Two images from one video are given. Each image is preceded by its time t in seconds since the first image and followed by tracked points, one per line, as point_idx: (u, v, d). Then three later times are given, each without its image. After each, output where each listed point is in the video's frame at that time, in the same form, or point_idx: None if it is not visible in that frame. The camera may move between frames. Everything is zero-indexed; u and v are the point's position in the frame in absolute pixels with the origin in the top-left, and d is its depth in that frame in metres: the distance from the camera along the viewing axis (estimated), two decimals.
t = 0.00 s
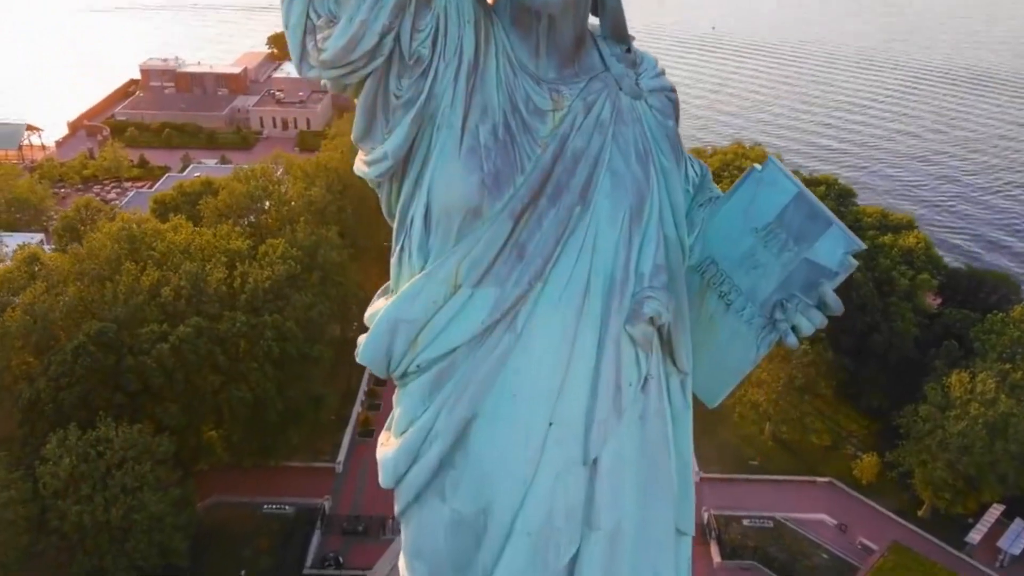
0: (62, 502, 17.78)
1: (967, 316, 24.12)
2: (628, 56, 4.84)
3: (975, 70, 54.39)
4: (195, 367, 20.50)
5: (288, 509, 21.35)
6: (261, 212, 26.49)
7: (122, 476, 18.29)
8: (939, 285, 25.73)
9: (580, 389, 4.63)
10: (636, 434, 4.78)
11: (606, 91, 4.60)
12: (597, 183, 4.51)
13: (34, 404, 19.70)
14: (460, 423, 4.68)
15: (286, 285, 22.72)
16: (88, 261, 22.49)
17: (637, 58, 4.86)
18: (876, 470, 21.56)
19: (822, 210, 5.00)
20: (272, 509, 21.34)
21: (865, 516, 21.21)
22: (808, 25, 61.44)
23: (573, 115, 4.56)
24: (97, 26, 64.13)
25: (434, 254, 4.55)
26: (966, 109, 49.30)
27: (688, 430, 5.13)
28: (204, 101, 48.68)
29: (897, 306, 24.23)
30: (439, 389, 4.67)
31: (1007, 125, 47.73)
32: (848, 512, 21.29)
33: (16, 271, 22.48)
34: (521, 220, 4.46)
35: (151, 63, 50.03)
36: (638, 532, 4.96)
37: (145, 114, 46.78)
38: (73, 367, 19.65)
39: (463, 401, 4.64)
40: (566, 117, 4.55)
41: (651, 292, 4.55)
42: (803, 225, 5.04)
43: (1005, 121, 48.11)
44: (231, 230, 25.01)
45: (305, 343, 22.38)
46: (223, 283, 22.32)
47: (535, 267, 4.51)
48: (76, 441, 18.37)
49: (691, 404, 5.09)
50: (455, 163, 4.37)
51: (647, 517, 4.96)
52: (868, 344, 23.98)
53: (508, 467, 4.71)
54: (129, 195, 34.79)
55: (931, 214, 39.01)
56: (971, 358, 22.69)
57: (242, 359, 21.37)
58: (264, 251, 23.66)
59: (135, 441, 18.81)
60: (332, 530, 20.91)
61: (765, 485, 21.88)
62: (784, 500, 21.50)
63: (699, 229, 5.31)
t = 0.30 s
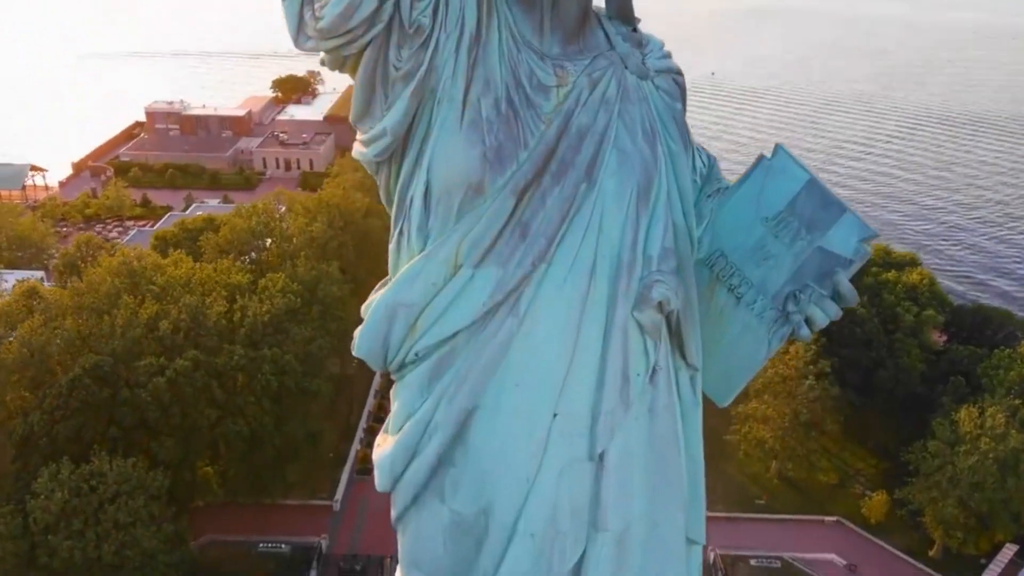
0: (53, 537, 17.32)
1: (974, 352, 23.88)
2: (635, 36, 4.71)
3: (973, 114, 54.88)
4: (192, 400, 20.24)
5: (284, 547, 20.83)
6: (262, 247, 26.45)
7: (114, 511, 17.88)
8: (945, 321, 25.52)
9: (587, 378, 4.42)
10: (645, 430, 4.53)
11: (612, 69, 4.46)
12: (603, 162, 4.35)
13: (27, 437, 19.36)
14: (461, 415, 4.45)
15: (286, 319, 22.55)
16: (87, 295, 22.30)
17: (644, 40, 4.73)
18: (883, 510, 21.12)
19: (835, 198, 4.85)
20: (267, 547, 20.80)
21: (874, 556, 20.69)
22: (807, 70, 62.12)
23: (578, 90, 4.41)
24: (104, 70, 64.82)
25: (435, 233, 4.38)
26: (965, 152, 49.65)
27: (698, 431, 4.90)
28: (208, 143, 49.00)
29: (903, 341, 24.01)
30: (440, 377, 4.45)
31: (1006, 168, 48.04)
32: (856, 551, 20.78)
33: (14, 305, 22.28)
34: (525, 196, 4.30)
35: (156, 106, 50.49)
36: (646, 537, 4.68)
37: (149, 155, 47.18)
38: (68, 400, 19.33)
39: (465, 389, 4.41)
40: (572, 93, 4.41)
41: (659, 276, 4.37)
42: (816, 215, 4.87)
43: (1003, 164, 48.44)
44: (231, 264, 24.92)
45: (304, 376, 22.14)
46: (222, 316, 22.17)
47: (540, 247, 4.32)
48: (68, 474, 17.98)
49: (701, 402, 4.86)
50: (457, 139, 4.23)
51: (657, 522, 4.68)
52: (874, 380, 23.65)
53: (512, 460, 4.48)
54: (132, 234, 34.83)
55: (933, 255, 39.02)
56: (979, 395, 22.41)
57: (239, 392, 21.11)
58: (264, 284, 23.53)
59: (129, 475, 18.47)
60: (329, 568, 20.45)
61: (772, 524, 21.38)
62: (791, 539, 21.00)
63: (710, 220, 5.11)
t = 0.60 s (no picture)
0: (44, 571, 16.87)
1: (981, 387, 23.64)
2: (640, 15, 4.64)
3: (972, 157, 55.29)
4: (190, 432, 20.01)
5: None
6: (264, 281, 26.27)
7: (107, 544, 17.46)
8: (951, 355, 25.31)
9: (592, 361, 4.24)
10: (655, 419, 4.30)
11: (618, 44, 4.38)
12: (608, 136, 4.25)
13: (20, 470, 19.02)
14: (461, 400, 4.26)
15: (285, 351, 22.37)
16: (87, 328, 22.13)
17: (650, 20, 4.67)
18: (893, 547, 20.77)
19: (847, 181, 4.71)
20: None
21: None
22: (807, 113, 62.63)
23: (582, 63, 4.33)
24: (111, 113, 65.55)
25: (435, 209, 4.28)
26: (965, 194, 49.91)
27: (707, 426, 4.65)
28: (211, 182, 49.22)
29: (909, 376, 23.78)
30: (439, 360, 4.28)
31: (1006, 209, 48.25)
32: None
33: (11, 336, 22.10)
34: (526, 169, 4.19)
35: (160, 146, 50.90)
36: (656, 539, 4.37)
37: (153, 195, 47.41)
38: (62, 431, 19.02)
39: (464, 372, 4.23)
40: (576, 67, 4.33)
41: (666, 254, 4.22)
42: (826, 199, 4.73)
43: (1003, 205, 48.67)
44: (231, 298, 24.81)
45: (303, 409, 21.89)
46: (221, 348, 22.00)
47: (543, 222, 4.20)
48: (61, 507, 17.59)
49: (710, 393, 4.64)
50: (457, 110, 4.15)
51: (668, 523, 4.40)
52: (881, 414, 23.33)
53: (513, 449, 4.26)
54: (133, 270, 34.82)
55: (936, 294, 38.95)
56: (987, 429, 22.16)
57: (238, 425, 20.90)
58: (264, 317, 23.39)
59: (123, 508, 18.08)
60: None
61: (779, 563, 20.88)
62: None
63: (717, 208, 4.98)
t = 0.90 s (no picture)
0: None
1: (988, 424, 23.34)
2: None
3: (971, 200, 55.59)
4: (185, 466, 19.68)
5: None
6: (263, 318, 26.22)
7: None
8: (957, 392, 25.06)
9: (596, 336, 4.06)
10: (662, 401, 4.10)
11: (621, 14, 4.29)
12: (611, 106, 4.14)
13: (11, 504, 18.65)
14: (460, 378, 4.08)
15: (283, 385, 22.19)
16: (82, 361, 21.74)
17: None
18: None
19: (856, 162, 4.58)
20: None
21: None
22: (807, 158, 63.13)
23: (584, 33, 4.24)
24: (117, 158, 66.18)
25: (434, 180, 4.17)
26: (965, 236, 50.08)
27: (715, 415, 4.45)
28: (214, 223, 49.36)
29: (916, 412, 23.50)
30: (437, 337, 4.11)
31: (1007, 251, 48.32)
32: None
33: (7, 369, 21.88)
34: (528, 137, 4.08)
35: (164, 188, 51.21)
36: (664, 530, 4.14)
37: (155, 235, 47.50)
38: (55, 465, 18.74)
39: (463, 348, 4.06)
40: (578, 36, 4.24)
41: (672, 229, 4.10)
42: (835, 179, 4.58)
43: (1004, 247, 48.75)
44: (230, 332, 24.65)
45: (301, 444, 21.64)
46: (219, 382, 21.73)
47: (545, 192, 4.07)
48: (51, 541, 17.16)
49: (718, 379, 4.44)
50: (457, 77, 4.07)
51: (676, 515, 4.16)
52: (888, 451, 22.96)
53: (513, 432, 4.06)
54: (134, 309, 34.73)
55: (940, 334, 38.75)
56: (996, 466, 21.87)
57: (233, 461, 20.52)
58: (264, 351, 23.25)
59: (115, 542, 17.66)
60: None
61: None
62: None
63: (723, 192, 4.81)
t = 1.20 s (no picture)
0: None
1: (997, 460, 23.02)
2: None
3: (971, 243, 55.79)
4: (181, 500, 19.37)
5: None
6: (263, 355, 26.15)
7: None
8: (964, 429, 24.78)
9: (600, 308, 3.92)
10: (667, 378, 3.92)
11: None
12: (614, 73, 4.08)
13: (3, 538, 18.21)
14: (461, 353, 3.93)
15: (282, 418, 22.04)
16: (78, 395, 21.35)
17: None
18: None
19: (865, 142, 4.29)
20: None
21: None
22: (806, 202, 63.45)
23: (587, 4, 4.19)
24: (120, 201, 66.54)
25: (435, 148, 4.11)
26: (966, 279, 50.15)
27: (725, 402, 4.20)
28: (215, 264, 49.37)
29: (923, 449, 23.23)
30: (437, 310, 3.99)
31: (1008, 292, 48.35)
32: None
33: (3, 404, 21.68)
34: (530, 102, 4.01)
35: (167, 230, 51.38)
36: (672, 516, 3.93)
37: (156, 275, 47.45)
38: (49, 499, 18.55)
39: (463, 320, 3.92)
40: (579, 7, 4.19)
41: (678, 200, 3.98)
42: (844, 158, 4.31)
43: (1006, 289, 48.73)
44: (228, 367, 24.51)
45: (299, 479, 21.36)
46: (217, 417, 21.50)
47: (547, 159, 3.98)
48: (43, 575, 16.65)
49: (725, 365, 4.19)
50: (458, 41, 4.05)
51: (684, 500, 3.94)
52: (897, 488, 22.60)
53: (514, 409, 3.89)
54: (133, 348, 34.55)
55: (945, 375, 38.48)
56: (1007, 503, 21.51)
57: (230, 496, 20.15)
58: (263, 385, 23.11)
59: None
60: None
61: None
62: None
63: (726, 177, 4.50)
